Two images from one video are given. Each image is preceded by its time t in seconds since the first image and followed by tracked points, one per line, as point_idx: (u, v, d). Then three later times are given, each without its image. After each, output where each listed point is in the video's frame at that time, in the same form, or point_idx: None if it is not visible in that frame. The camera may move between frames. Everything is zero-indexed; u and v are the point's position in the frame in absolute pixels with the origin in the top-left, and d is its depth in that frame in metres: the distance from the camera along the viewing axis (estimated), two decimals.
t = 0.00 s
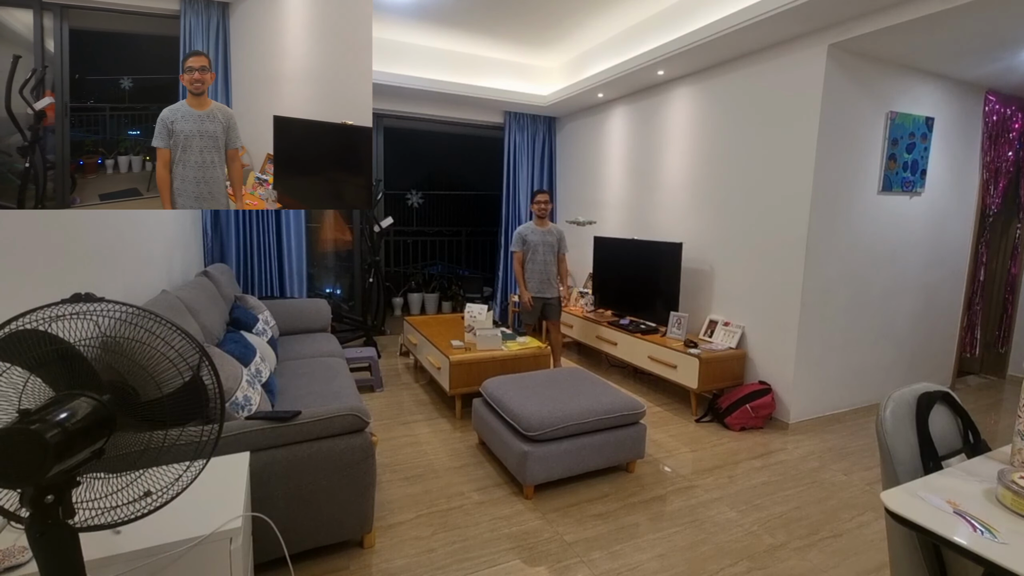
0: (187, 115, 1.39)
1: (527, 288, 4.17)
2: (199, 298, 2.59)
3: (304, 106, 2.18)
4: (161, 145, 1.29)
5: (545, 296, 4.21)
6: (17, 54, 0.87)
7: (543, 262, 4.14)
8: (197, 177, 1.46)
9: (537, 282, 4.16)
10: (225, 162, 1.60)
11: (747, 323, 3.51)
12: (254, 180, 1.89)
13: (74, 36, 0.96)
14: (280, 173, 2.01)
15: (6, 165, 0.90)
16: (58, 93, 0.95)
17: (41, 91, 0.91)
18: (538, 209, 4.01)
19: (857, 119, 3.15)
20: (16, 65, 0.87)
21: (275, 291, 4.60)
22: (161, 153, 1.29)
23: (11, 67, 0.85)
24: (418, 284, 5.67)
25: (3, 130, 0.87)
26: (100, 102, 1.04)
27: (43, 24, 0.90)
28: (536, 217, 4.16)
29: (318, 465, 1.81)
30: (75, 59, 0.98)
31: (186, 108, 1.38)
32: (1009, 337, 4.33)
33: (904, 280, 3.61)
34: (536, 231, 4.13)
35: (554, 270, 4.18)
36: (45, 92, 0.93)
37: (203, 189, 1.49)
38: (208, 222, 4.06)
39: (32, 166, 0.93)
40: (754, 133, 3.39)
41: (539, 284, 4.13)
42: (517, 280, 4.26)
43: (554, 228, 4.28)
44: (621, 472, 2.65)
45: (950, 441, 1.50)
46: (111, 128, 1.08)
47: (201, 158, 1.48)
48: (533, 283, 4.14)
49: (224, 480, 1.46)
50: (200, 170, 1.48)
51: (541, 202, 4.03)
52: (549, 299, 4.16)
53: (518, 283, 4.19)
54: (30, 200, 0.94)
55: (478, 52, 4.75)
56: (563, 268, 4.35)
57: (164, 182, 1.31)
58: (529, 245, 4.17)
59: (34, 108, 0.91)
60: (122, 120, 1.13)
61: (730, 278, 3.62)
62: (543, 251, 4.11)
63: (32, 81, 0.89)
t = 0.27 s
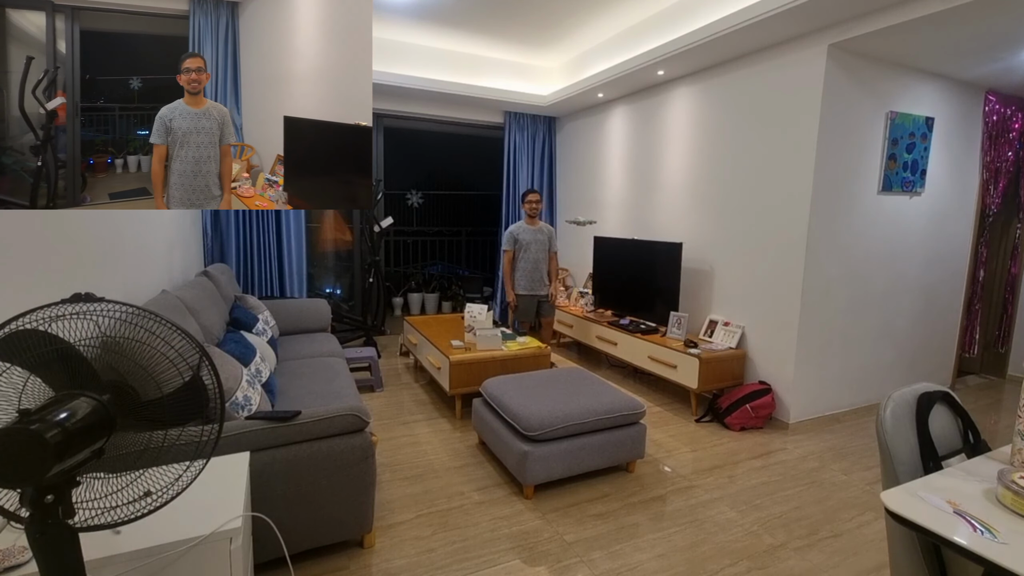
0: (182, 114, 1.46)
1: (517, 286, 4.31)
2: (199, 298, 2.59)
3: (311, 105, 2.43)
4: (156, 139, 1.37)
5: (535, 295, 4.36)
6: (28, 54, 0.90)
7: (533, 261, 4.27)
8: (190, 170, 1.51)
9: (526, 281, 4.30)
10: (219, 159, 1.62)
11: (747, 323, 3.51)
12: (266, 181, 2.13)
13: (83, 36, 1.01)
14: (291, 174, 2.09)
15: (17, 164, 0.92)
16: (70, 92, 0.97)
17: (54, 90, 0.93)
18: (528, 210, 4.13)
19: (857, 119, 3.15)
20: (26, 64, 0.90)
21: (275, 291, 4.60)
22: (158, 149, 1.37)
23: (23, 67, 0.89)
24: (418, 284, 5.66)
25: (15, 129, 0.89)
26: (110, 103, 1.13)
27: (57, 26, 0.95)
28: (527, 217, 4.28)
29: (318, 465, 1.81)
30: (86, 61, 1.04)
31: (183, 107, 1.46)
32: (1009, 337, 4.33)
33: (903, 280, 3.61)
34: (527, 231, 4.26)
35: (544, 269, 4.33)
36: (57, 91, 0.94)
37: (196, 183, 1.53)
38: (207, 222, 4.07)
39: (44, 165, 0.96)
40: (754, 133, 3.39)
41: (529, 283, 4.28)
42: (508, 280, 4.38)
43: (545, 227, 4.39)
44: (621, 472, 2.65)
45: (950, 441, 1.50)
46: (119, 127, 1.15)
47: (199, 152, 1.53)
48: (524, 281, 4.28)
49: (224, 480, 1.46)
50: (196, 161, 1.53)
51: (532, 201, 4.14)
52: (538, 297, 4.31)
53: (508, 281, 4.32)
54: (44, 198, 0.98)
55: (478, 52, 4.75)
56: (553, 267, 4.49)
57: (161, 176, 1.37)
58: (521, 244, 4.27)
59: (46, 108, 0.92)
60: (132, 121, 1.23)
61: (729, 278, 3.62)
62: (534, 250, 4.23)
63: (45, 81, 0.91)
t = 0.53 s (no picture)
0: (189, 114, 1.37)
1: (513, 285, 4.30)
2: (199, 299, 2.58)
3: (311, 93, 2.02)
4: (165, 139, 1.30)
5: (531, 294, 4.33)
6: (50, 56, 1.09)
7: (528, 260, 4.28)
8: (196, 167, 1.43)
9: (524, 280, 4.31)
10: (221, 154, 1.49)
11: (747, 323, 3.51)
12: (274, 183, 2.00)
13: (97, 37, 1.02)
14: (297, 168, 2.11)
15: (29, 162, 0.96)
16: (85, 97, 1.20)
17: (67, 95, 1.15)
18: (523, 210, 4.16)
19: (857, 119, 3.15)
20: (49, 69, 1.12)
21: (275, 291, 4.60)
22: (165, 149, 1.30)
23: (37, 68, 0.93)
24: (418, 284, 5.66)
25: (27, 128, 0.93)
26: (120, 102, 1.09)
27: (67, 27, 0.96)
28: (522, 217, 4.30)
29: (318, 465, 1.81)
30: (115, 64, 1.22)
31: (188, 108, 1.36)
32: (1008, 337, 4.33)
33: (903, 280, 3.61)
34: (522, 231, 4.27)
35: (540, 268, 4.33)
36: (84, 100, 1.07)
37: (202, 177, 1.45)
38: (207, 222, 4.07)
39: (55, 164, 0.98)
40: (754, 133, 3.39)
41: (525, 282, 4.26)
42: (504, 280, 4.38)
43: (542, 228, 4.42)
44: (621, 472, 2.65)
45: (950, 441, 1.50)
46: (130, 128, 1.11)
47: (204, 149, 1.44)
48: (520, 280, 4.27)
49: (224, 480, 1.46)
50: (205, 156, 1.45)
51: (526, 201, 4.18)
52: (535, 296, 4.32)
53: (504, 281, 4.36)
54: (54, 195, 0.99)
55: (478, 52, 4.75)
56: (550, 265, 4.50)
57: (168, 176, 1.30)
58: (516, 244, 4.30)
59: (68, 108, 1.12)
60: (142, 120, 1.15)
61: (729, 278, 3.62)
62: (529, 249, 4.26)
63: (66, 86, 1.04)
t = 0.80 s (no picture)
0: (198, 114, 1.26)
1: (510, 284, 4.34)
2: (199, 299, 2.58)
3: (333, 109, 2.28)
4: (177, 137, 1.16)
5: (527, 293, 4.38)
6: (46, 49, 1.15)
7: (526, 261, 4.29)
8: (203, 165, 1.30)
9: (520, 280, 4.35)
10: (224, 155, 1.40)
11: (747, 323, 3.51)
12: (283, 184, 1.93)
13: (106, 38, 0.87)
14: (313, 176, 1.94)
15: (42, 160, 0.81)
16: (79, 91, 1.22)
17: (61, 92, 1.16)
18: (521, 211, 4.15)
19: (857, 119, 3.15)
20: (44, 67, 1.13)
21: (275, 291, 4.61)
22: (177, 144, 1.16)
23: (46, 68, 0.79)
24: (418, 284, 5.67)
25: (38, 126, 0.78)
26: (129, 102, 0.92)
27: (76, 27, 0.84)
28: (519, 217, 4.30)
29: (318, 465, 1.81)
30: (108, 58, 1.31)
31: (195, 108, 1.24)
32: (1008, 337, 4.33)
33: (903, 280, 3.61)
34: (521, 232, 4.26)
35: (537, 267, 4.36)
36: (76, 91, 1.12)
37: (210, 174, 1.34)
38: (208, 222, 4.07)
39: (66, 163, 0.83)
40: (754, 133, 3.39)
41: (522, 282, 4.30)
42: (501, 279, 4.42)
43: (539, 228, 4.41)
44: (621, 472, 2.65)
45: (950, 441, 1.50)
46: (139, 128, 0.94)
47: (212, 147, 1.32)
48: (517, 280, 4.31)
49: (224, 480, 1.46)
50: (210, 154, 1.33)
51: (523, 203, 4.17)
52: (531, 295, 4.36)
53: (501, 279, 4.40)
54: (64, 194, 0.82)
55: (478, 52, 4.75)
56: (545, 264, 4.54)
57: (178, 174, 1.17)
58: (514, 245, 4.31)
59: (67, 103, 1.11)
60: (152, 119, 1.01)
61: (729, 278, 3.62)
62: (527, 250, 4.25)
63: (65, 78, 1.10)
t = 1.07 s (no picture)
0: (198, 111, 1.20)
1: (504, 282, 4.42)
2: (199, 298, 2.58)
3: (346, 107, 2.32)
4: (175, 133, 1.14)
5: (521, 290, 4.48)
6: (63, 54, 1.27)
7: (519, 259, 4.38)
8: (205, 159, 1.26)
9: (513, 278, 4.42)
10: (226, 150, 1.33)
11: (747, 323, 3.51)
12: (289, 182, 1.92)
13: (109, 38, 0.96)
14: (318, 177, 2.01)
15: (48, 156, 0.94)
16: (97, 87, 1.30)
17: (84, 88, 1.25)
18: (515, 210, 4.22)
19: (856, 119, 3.15)
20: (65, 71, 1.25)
21: (275, 291, 4.61)
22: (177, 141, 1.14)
23: (52, 67, 0.91)
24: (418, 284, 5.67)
25: (44, 124, 0.92)
26: (134, 100, 1.02)
27: (82, 27, 0.94)
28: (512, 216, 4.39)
29: (318, 465, 1.81)
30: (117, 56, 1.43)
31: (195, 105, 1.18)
32: (1009, 337, 4.33)
33: (903, 280, 3.60)
34: (514, 230, 4.34)
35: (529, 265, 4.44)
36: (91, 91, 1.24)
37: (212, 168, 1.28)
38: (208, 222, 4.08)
39: (72, 159, 0.95)
40: (754, 133, 3.39)
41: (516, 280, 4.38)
42: (496, 276, 4.51)
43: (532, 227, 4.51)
44: (621, 472, 2.65)
45: (950, 440, 1.50)
46: (144, 126, 1.04)
47: (213, 143, 1.27)
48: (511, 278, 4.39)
49: (224, 480, 1.46)
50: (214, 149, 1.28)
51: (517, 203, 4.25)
52: (524, 292, 4.43)
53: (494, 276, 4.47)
54: (70, 191, 0.96)
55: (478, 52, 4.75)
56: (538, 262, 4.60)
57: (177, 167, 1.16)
58: (507, 243, 4.37)
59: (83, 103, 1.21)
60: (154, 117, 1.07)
61: (729, 278, 3.62)
62: (520, 249, 4.34)
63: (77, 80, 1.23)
